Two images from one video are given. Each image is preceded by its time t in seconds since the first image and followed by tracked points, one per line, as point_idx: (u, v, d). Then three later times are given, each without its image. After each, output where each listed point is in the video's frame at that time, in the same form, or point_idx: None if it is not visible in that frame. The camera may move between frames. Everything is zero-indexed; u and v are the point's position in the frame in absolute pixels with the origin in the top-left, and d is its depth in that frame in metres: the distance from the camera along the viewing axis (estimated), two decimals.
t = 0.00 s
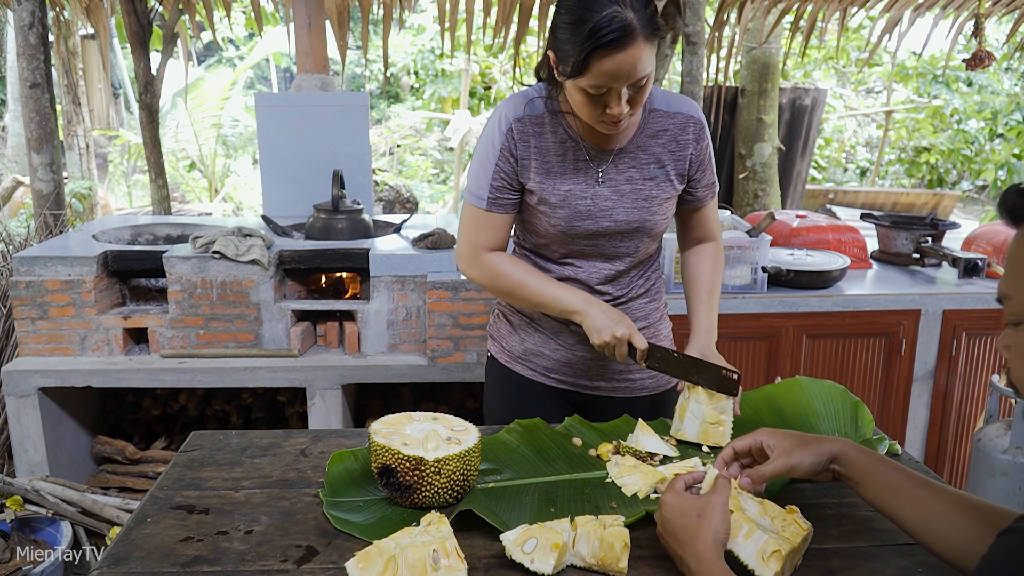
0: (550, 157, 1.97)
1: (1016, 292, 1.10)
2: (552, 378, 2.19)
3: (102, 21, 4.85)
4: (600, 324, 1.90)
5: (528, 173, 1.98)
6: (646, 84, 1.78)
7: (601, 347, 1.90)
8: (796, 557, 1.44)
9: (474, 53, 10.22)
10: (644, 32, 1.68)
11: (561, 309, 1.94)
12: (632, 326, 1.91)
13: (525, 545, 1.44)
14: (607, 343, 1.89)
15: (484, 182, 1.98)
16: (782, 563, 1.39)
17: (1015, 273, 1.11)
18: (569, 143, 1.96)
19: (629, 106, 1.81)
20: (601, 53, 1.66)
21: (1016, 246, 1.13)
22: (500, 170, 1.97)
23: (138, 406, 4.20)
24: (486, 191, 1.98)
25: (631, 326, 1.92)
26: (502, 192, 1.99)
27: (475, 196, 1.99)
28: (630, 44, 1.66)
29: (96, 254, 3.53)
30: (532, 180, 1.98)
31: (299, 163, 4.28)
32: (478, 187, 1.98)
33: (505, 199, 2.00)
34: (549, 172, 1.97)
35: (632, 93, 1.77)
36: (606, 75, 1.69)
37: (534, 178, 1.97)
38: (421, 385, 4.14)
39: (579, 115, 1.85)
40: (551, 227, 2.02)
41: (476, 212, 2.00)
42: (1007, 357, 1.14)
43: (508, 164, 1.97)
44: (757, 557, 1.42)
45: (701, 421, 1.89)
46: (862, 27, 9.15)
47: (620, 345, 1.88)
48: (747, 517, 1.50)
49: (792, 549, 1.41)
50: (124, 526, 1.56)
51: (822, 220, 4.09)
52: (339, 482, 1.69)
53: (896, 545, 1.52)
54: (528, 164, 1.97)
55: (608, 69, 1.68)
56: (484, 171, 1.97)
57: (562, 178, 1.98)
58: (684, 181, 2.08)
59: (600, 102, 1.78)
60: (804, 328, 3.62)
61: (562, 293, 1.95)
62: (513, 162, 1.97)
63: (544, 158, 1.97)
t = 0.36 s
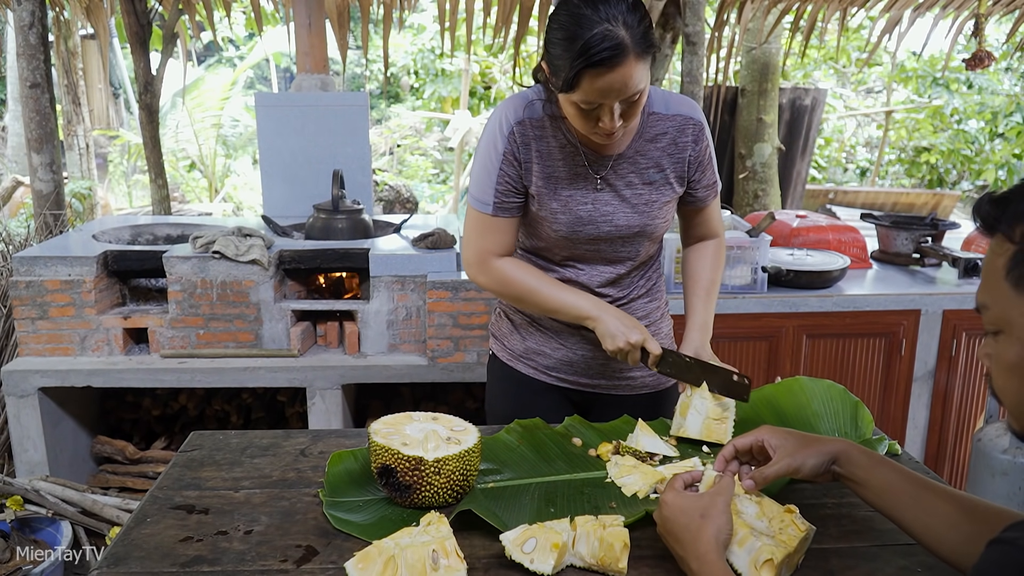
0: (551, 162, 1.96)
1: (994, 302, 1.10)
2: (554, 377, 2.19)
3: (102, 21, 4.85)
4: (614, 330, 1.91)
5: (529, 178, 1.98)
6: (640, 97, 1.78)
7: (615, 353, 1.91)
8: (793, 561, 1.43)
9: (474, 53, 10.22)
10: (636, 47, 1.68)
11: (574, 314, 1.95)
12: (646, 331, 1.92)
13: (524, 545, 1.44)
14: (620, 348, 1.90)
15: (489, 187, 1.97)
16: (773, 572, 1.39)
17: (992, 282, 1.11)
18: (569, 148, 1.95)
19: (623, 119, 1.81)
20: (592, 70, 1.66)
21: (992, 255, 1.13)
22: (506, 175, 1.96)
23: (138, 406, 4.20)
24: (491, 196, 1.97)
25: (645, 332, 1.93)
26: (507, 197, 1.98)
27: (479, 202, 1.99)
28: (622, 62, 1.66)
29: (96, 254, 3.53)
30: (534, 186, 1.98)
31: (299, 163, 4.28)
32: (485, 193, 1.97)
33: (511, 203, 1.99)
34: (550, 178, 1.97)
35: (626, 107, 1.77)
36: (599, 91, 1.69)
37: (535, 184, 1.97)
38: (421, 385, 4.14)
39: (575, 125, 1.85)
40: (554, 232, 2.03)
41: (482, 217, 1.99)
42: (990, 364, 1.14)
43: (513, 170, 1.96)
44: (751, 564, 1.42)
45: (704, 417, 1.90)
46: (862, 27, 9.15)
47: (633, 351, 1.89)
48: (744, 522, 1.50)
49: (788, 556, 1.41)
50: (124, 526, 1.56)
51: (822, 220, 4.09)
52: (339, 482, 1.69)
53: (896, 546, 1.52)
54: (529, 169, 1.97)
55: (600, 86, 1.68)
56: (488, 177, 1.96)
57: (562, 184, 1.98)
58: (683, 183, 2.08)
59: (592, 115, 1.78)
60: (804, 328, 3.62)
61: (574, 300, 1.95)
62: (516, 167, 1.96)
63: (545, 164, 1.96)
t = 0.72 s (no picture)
0: (554, 163, 1.96)
1: (994, 305, 1.10)
2: (557, 377, 2.19)
3: (102, 21, 4.85)
4: (614, 335, 1.89)
5: (533, 179, 1.98)
6: (642, 101, 1.78)
7: (614, 358, 1.90)
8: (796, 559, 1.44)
9: (474, 53, 10.22)
10: (639, 52, 1.68)
11: (575, 318, 1.94)
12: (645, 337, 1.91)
13: (525, 545, 1.44)
14: (620, 354, 1.88)
15: (492, 187, 1.96)
16: (785, 568, 1.39)
17: (991, 287, 1.11)
18: (573, 148, 1.95)
19: (625, 123, 1.81)
20: (595, 75, 1.66)
21: (990, 258, 1.13)
22: (507, 173, 1.96)
23: (138, 406, 4.20)
24: (494, 196, 1.97)
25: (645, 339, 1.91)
26: (510, 197, 1.98)
27: (483, 202, 1.98)
28: (625, 67, 1.66)
29: (96, 253, 3.53)
30: (538, 187, 1.98)
31: (299, 163, 4.28)
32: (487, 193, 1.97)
33: (515, 203, 1.99)
34: (554, 179, 1.97)
35: (628, 111, 1.77)
36: (601, 96, 1.69)
37: (539, 184, 1.97)
38: (421, 385, 4.14)
39: (577, 129, 1.85)
40: (557, 233, 2.03)
41: (485, 217, 1.99)
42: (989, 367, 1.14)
43: (516, 169, 1.96)
44: (762, 561, 1.41)
45: (701, 419, 1.91)
46: (862, 27, 9.15)
47: (632, 357, 1.88)
48: (751, 519, 1.49)
49: (794, 555, 1.42)
50: (124, 526, 1.56)
51: (822, 220, 4.09)
52: (339, 483, 1.69)
53: (896, 545, 1.52)
54: (534, 170, 1.97)
55: (603, 91, 1.68)
56: (493, 177, 1.96)
57: (566, 185, 1.97)
58: (685, 183, 2.08)
59: (594, 118, 1.78)
60: (804, 328, 3.62)
61: (575, 303, 1.94)
62: (520, 167, 1.96)
63: (549, 165, 1.96)
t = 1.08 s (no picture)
0: (557, 164, 1.96)
1: (993, 312, 1.10)
2: (559, 377, 2.19)
3: (102, 21, 4.85)
4: (620, 349, 1.88)
5: (536, 181, 1.97)
6: (644, 104, 1.78)
7: (619, 373, 1.89)
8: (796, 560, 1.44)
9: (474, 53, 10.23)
10: (642, 56, 1.68)
11: (580, 330, 1.94)
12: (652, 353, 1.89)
13: (524, 545, 1.44)
14: (625, 368, 1.87)
15: (498, 189, 1.96)
16: (785, 569, 1.39)
17: (988, 293, 1.11)
18: (575, 150, 1.95)
19: (627, 125, 1.81)
20: (598, 78, 1.66)
21: (984, 265, 1.14)
22: (514, 177, 1.96)
23: (138, 406, 4.20)
24: (501, 199, 1.96)
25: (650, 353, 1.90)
26: (516, 199, 1.98)
27: (489, 204, 1.97)
28: (628, 71, 1.66)
29: (96, 253, 3.53)
30: (542, 189, 1.98)
31: (299, 163, 4.28)
32: (494, 195, 1.96)
33: (521, 205, 1.99)
34: (557, 181, 1.97)
35: (630, 113, 1.77)
36: (603, 99, 1.69)
37: (542, 186, 1.97)
38: (421, 385, 4.14)
39: (579, 130, 1.85)
40: (560, 234, 2.03)
41: (492, 220, 1.98)
42: (991, 373, 1.14)
43: (519, 171, 1.96)
44: (761, 563, 1.41)
45: (699, 421, 1.89)
46: (862, 27, 9.16)
47: (638, 371, 1.86)
48: (751, 521, 1.49)
49: (794, 556, 1.42)
50: (124, 526, 1.56)
51: (822, 220, 4.09)
52: (339, 482, 1.69)
53: (896, 546, 1.52)
54: (537, 171, 1.96)
55: (606, 94, 1.68)
56: (498, 179, 1.95)
57: (569, 187, 1.98)
58: (686, 184, 2.08)
59: (597, 121, 1.78)
60: (804, 329, 3.62)
61: (583, 315, 1.94)
62: (523, 170, 1.96)
63: (552, 167, 1.96)
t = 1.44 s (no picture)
0: (556, 166, 1.96)
1: (994, 315, 1.10)
2: (558, 377, 2.18)
3: (102, 21, 4.84)
4: (611, 366, 1.90)
5: (535, 182, 1.98)
6: (642, 104, 1.78)
7: (610, 389, 1.91)
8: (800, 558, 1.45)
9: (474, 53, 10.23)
10: (639, 56, 1.68)
11: (573, 344, 1.95)
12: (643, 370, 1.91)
13: (525, 545, 1.44)
14: (616, 385, 1.89)
15: (498, 193, 1.96)
16: (790, 568, 1.40)
17: (989, 296, 1.11)
18: (574, 151, 1.95)
19: (625, 125, 1.81)
20: (595, 79, 1.66)
21: (985, 268, 1.14)
22: (514, 182, 1.96)
23: (138, 406, 4.20)
24: (500, 202, 1.97)
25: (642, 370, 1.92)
26: (516, 202, 1.98)
27: (489, 207, 1.97)
28: (625, 71, 1.66)
29: (96, 254, 3.53)
30: (541, 191, 1.98)
31: (299, 163, 4.28)
32: (494, 199, 1.96)
33: (521, 209, 1.99)
34: (556, 183, 1.97)
35: (628, 113, 1.77)
36: (601, 99, 1.69)
37: (541, 188, 1.97)
38: (421, 385, 4.14)
39: (578, 131, 1.85)
40: (559, 235, 2.03)
41: (492, 224, 1.99)
42: (994, 376, 1.14)
43: (517, 174, 1.96)
44: (766, 562, 1.41)
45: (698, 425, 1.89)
46: (862, 27, 9.16)
47: (629, 388, 1.88)
48: (753, 521, 1.49)
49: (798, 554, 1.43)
50: (124, 526, 1.56)
51: (822, 220, 4.09)
52: (339, 482, 1.69)
53: (896, 546, 1.52)
54: (535, 173, 1.97)
55: (604, 94, 1.68)
56: (496, 181, 1.96)
57: (566, 188, 1.98)
58: (686, 183, 2.08)
59: (596, 121, 1.78)
60: (804, 329, 3.62)
61: (577, 328, 1.95)
62: (521, 173, 1.96)
63: (550, 168, 1.96)
